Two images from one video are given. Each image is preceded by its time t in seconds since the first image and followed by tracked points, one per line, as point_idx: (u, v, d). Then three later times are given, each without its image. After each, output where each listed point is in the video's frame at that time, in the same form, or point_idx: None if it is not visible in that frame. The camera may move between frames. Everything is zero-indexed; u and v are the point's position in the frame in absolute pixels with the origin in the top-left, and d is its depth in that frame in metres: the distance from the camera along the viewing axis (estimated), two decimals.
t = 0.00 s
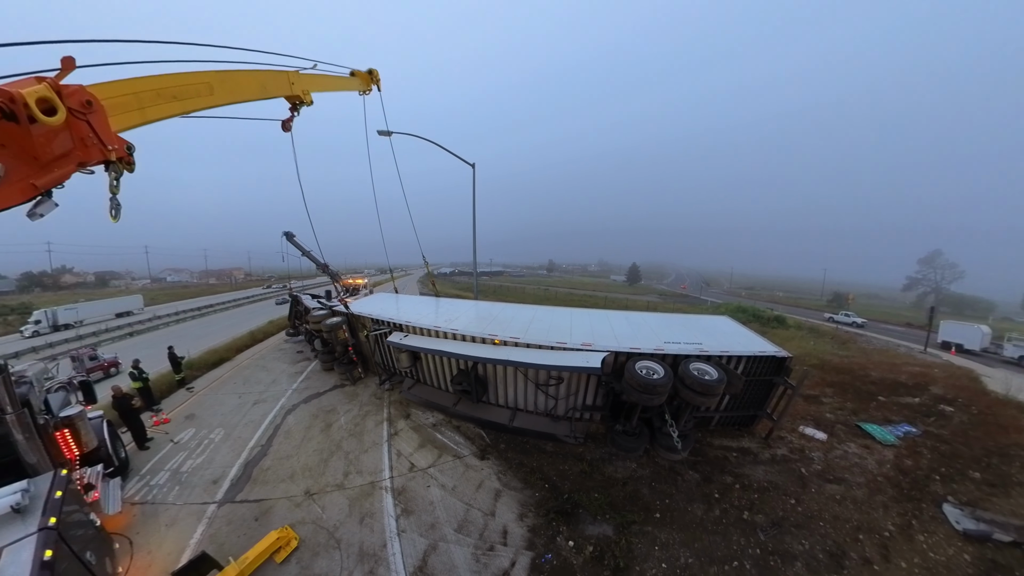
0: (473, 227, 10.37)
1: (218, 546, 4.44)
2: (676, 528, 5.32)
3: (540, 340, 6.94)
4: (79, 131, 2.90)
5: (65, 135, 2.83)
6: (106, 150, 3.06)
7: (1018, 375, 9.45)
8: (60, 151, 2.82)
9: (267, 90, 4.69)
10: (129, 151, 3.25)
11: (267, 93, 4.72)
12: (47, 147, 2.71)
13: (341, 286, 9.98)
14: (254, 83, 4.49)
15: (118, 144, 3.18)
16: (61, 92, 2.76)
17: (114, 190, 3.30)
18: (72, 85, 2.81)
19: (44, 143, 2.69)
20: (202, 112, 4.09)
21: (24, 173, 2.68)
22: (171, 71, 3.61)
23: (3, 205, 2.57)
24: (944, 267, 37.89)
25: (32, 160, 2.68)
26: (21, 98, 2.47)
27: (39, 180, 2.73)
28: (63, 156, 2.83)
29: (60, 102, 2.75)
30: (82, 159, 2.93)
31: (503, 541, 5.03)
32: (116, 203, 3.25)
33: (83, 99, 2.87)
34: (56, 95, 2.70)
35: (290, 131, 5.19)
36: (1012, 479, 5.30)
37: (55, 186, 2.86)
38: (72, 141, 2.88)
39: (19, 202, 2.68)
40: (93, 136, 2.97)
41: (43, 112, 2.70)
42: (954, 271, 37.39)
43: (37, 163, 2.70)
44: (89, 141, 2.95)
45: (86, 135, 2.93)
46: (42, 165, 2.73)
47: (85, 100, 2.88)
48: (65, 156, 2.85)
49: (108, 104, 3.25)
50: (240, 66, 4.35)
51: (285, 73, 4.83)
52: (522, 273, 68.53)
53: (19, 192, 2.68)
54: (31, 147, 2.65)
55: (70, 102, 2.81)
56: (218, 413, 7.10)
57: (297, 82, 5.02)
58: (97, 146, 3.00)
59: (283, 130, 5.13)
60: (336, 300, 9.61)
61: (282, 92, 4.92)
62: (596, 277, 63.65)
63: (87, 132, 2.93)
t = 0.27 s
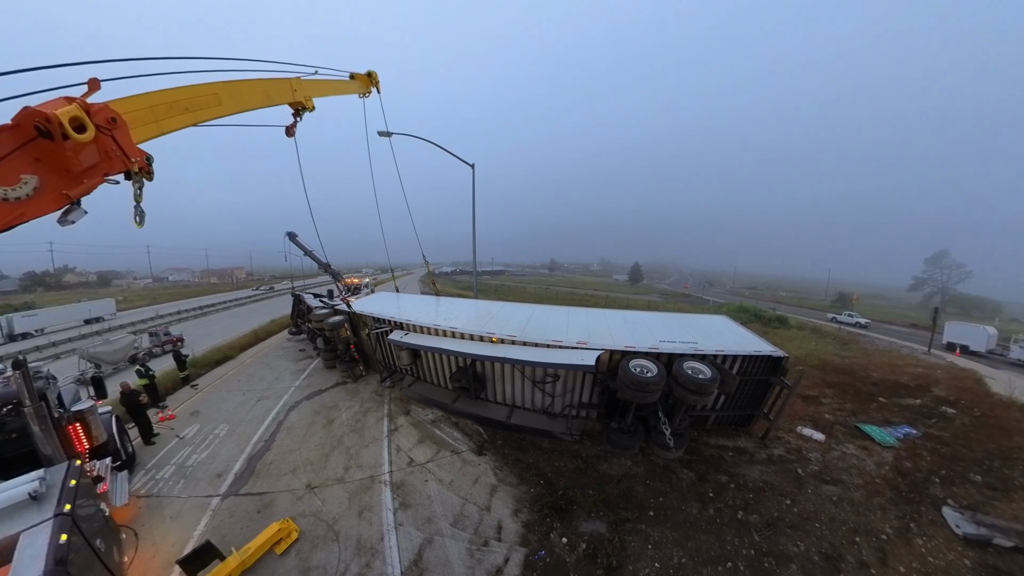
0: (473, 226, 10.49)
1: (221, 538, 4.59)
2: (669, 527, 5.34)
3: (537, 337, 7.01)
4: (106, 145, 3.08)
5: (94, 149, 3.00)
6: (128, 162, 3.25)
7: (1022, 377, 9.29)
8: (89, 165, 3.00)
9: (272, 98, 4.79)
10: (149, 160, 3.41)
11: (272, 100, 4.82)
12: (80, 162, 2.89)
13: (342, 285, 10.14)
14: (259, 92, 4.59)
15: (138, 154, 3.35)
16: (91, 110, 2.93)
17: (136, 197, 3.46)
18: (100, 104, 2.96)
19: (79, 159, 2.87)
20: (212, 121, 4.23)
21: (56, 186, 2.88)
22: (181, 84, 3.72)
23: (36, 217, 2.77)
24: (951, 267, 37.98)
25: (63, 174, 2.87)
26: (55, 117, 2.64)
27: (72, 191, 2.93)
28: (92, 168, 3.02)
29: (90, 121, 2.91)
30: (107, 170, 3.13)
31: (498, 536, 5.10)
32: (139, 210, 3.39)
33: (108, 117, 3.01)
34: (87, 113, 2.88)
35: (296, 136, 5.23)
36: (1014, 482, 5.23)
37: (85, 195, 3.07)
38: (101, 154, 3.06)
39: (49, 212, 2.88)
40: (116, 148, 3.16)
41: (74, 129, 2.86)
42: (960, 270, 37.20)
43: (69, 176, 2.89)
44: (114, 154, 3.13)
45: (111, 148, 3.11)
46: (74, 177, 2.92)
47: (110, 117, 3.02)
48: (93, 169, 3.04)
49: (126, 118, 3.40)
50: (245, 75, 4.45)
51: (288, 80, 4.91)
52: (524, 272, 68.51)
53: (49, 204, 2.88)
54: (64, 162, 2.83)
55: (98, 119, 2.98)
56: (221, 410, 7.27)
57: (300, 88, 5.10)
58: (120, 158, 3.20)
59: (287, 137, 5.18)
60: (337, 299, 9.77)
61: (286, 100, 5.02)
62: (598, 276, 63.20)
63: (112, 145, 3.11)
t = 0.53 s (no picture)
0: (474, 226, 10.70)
1: (231, 527, 4.86)
2: (663, 521, 5.46)
3: (536, 336, 7.17)
4: (130, 156, 3.37)
5: (121, 161, 3.31)
6: (150, 171, 3.56)
7: None
8: (116, 176, 3.31)
9: (279, 106, 5.04)
10: (167, 168, 3.73)
11: (280, 108, 5.07)
12: (107, 173, 3.18)
13: (344, 284, 10.41)
14: (268, 101, 4.85)
15: (159, 163, 3.65)
16: (119, 126, 3.22)
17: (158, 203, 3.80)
18: (127, 120, 3.25)
19: (107, 171, 3.16)
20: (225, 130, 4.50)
21: (87, 195, 3.18)
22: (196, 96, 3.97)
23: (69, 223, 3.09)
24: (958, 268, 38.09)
25: (93, 185, 3.18)
26: (87, 135, 2.92)
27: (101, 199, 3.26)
28: (119, 177, 3.33)
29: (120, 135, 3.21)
30: (131, 179, 3.44)
31: (496, 527, 5.29)
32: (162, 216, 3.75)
33: (134, 131, 3.30)
34: (115, 129, 3.16)
35: (303, 141, 5.46)
36: (1012, 484, 5.22)
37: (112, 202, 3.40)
38: (126, 165, 3.36)
39: (80, 219, 3.20)
40: (141, 159, 3.45)
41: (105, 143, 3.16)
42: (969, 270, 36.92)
43: (97, 186, 3.19)
44: (137, 164, 3.43)
45: (136, 160, 3.41)
46: (104, 187, 3.24)
47: (136, 132, 3.31)
48: (119, 179, 3.34)
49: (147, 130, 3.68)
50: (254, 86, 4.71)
51: (295, 88, 5.16)
52: (528, 271, 68.56)
53: (80, 212, 3.20)
54: (94, 174, 3.13)
55: (124, 133, 3.26)
56: (226, 406, 7.51)
57: (305, 96, 5.35)
58: (143, 168, 3.50)
59: (294, 142, 5.44)
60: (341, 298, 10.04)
61: (293, 107, 5.26)
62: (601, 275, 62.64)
63: (137, 157, 3.41)
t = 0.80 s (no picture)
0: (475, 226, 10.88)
1: (238, 518, 5.11)
2: (658, 516, 5.55)
3: (534, 334, 7.29)
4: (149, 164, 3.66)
5: (142, 169, 3.59)
6: (169, 177, 3.82)
7: None
8: (137, 184, 3.60)
9: (285, 112, 5.23)
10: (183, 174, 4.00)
11: (285, 114, 5.26)
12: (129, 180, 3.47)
13: (345, 284, 10.64)
14: (274, 108, 5.04)
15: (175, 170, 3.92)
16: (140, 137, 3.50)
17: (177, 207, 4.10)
18: (147, 132, 3.50)
19: (129, 179, 3.44)
20: (234, 137, 4.71)
21: (112, 201, 3.49)
22: (208, 106, 4.19)
23: (95, 227, 3.40)
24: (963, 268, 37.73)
25: (117, 192, 3.48)
26: (111, 146, 3.20)
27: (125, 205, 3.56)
28: (141, 184, 3.62)
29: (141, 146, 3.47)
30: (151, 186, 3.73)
31: (494, 519, 5.45)
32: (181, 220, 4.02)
33: (154, 141, 3.56)
34: (137, 140, 3.44)
35: (307, 145, 5.67)
36: (1011, 486, 5.20)
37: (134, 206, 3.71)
38: (147, 173, 3.64)
39: (105, 224, 3.52)
40: (160, 167, 3.72)
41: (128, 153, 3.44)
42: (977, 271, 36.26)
43: (121, 193, 3.49)
44: (156, 172, 3.70)
45: (156, 168, 3.68)
46: (127, 194, 3.54)
47: (155, 142, 3.57)
48: (140, 186, 3.63)
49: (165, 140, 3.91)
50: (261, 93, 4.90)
51: (299, 94, 5.34)
52: (531, 270, 68.55)
53: (106, 217, 3.51)
54: (118, 182, 3.43)
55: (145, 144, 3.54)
56: (231, 403, 7.71)
57: (309, 101, 5.54)
58: (162, 175, 3.77)
59: (299, 146, 5.65)
60: (342, 297, 10.25)
61: (298, 112, 5.45)
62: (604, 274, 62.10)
63: (156, 165, 3.68)
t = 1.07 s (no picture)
0: (475, 225, 10.99)
1: (240, 510, 5.28)
2: (651, 515, 5.57)
3: (531, 333, 7.36)
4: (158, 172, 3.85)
5: (153, 178, 3.81)
6: (177, 184, 4.04)
7: None
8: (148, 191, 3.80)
9: (286, 118, 5.36)
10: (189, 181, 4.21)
11: (287, 120, 5.39)
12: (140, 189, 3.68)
13: (347, 283, 10.82)
14: (276, 114, 5.17)
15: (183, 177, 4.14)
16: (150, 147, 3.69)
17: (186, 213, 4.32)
18: (157, 143, 3.71)
19: (141, 188, 3.65)
20: (237, 145, 4.87)
21: (126, 208, 3.71)
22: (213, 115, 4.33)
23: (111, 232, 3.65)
24: (970, 268, 36.48)
25: (129, 199, 3.69)
26: (125, 159, 3.40)
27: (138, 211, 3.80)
28: (152, 192, 3.85)
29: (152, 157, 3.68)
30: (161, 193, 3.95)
31: (489, 514, 5.54)
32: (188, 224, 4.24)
33: (164, 152, 3.77)
34: (147, 151, 3.63)
35: (308, 149, 5.80)
36: (1013, 490, 5.10)
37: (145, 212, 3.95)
38: (156, 181, 3.85)
39: (118, 228, 3.74)
40: (168, 175, 3.93)
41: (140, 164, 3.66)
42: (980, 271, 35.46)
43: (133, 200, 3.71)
44: (165, 180, 3.90)
45: (165, 176, 3.90)
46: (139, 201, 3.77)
47: (165, 153, 3.78)
48: (151, 193, 3.84)
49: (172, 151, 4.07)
50: (263, 101, 5.03)
51: (299, 100, 5.46)
52: (535, 270, 68.44)
53: (119, 222, 3.74)
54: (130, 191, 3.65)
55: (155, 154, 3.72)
56: (234, 401, 7.92)
57: (309, 107, 5.66)
58: (171, 182, 3.98)
59: (300, 150, 5.79)
60: (344, 296, 10.44)
61: (298, 117, 5.57)
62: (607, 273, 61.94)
63: (165, 173, 3.89)
